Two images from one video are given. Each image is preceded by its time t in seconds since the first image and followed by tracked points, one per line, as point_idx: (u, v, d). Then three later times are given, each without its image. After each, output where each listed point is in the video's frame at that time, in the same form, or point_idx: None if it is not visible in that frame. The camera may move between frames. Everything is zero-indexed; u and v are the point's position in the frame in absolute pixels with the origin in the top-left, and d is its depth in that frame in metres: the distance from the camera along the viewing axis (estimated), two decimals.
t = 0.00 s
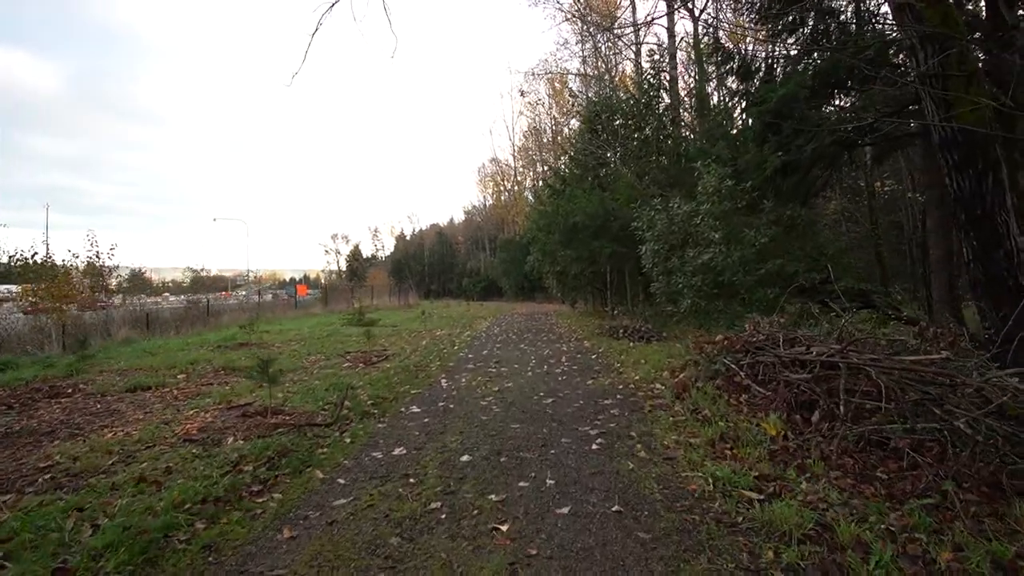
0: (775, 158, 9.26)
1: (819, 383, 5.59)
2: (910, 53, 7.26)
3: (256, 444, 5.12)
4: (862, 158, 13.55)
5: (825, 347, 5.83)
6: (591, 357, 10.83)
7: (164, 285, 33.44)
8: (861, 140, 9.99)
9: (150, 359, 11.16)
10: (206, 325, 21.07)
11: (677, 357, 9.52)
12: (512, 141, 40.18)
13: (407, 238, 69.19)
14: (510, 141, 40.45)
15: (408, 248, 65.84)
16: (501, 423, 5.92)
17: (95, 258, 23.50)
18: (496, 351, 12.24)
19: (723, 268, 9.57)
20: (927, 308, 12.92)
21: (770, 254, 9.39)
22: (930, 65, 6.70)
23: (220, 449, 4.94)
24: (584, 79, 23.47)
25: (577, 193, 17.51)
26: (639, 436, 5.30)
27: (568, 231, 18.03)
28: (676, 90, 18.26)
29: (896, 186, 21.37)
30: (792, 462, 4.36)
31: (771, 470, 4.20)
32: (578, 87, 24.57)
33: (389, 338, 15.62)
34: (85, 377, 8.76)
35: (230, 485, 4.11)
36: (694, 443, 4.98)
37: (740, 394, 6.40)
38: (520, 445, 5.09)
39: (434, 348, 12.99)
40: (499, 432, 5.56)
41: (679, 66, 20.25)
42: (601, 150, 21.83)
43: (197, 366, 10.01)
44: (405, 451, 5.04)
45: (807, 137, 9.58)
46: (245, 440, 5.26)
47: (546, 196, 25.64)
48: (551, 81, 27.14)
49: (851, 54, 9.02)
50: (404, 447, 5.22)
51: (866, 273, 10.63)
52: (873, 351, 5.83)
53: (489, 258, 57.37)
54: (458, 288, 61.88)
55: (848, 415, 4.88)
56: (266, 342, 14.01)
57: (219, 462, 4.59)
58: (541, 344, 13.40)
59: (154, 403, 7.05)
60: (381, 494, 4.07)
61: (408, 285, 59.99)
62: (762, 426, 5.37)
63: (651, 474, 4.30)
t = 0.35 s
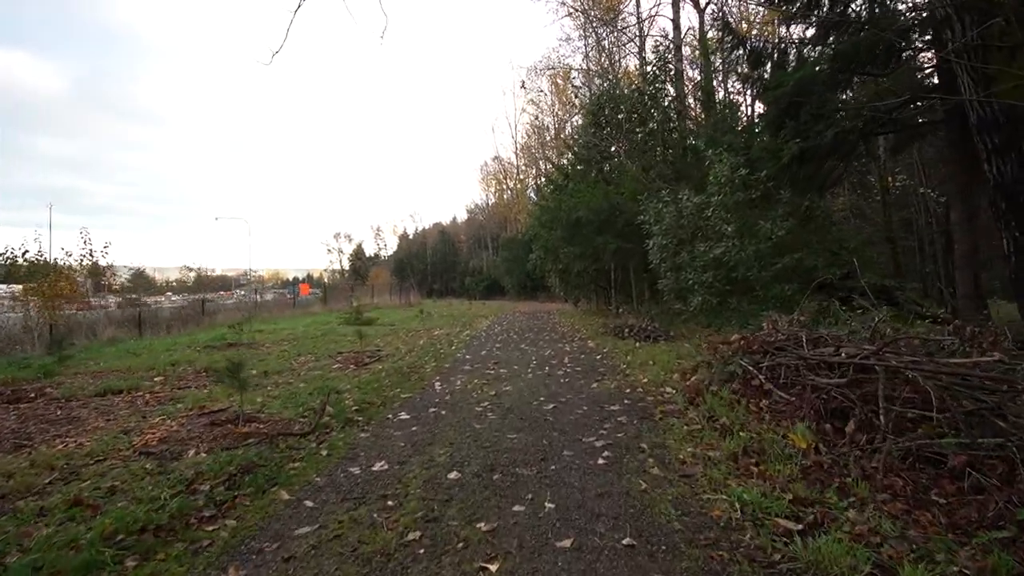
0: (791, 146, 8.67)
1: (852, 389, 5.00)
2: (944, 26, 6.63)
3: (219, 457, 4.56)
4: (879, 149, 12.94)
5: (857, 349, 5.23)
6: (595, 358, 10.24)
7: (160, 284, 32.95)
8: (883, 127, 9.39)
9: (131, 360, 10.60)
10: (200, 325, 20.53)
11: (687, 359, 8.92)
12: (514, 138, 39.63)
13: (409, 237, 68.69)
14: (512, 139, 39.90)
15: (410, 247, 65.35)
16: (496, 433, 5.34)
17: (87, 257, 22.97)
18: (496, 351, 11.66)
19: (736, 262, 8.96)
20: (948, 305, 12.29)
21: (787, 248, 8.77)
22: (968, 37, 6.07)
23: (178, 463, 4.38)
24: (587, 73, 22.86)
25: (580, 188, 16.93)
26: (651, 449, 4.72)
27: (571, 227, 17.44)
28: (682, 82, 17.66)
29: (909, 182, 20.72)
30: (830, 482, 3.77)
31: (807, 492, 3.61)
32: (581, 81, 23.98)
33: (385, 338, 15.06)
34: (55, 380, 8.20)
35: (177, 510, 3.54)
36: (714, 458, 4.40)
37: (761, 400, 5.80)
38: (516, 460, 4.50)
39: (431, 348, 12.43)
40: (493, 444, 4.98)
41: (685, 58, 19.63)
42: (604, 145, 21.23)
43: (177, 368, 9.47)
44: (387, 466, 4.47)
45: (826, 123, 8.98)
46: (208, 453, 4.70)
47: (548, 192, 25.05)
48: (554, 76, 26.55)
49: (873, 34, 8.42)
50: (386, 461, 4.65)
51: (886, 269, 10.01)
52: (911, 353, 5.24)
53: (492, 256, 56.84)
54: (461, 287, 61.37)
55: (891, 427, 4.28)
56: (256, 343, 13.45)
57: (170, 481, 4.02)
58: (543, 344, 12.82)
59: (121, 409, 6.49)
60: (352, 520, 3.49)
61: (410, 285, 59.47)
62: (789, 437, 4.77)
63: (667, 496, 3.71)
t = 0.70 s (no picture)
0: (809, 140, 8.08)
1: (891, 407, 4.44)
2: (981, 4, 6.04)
3: (169, 486, 3.99)
4: (896, 144, 12.34)
5: (894, 361, 4.66)
6: (599, 364, 9.66)
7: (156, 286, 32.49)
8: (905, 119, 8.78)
9: (109, 366, 10.07)
10: (192, 327, 20.02)
11: (697, 367, 8.35)
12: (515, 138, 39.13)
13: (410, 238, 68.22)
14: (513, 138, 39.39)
15: (411, 248, 64.88)
16: (489, 455, 4.77)
17: (78, 258, 22.47)
18: (494, 357, 11.10)
19: (749, 264, 8.38)
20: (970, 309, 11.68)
21: (804, 248, 8.20)
22: (1011, 16, 5.48)
23: (121, 494, 3.82)
24: (589, 71, 22.30)
25: (582, 187, 16.36)
26: (664, 476, 4.15)
27: (573, 227, 16.89)
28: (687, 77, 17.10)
29: (919, 181, 20.13)
30: (878, 523, 3.19)
31: (853, 537, 3.03)
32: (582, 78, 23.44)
33: (379, 341, 14.50)
34: (19, 390, 7.65)
35: (102, 559, 2.98)
36: (737, 489, 3.82)
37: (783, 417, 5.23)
38: (510, 490, 3.94)
39: (427, 354, 11.88)
40: (485, 469, 4.41)
41: (690, 53, 19.07)
42: (607, 144, 20.65)
43: (155, 375, 8.91)
44: (361, 497, 3.91)
45: (845, 115, 8.37)
46: (159, 480, 4.14)
47: (549, 191, 24.51)
48: (555, 74, 26.02)
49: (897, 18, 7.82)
50: (362, 490, 4.08)
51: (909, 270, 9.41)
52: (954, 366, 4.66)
53: (493, 257, 56.34)
54: (462, 288, 60.86)
55: (942, 455, 3.71)
56: (244, 347, 12.91)
57: (105, 518, 3.46)
58: (544, 349, 12.25)
59: (79, 424, 5.93)
60: (310, 572, 2.93)
61: (410, 286, 58.98)
62: (820, 463, 4.19)
63: (686, 540, 3.14)
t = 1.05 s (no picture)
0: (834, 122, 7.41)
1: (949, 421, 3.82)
2: None
3: (104, 515, 3.40)
4: (918, 133, 11.67)
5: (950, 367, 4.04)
6: (605, 366, 9.04)
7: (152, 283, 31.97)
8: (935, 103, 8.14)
9: (85, 367, 9.49)
10: (185, 326, 19.48)
11: (712, 371, 7.73)
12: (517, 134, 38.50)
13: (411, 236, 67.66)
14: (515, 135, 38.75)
15: (412, 246, 64.32)
16: (483, 473, 4.17)
17: (69, 254, 21.94)
18: (494, 358, 10.50)
19: (768, 259, 7.77)
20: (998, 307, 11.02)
21: (828, 241, 7.57)
22: None
23: (44, 527, 3.24)
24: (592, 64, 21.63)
25: (586, 181, 15.72)
26: (687, 503, 3.54)
27: (576, 223, 16.27)
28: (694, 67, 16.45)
29: (934, 176, 19.45)
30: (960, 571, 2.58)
31: None
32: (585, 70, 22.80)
33: (374, 341, 13.92)
34: None
35: None
36: (776, 520, 3.21)
37: (817, 429, 4.62)
38: (506, 520, 3.33)
39: (423, 354, 11.29)
40: (477, 493, 3.81)
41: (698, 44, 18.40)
42: (611, 138, 19.98)
43: (130, 378, 8.32)
44: (329, 528, 3.31)
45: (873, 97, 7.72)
46: (95, 507, 3.54)
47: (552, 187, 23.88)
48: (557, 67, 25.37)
49: None
50: (332, 518, 3.49)
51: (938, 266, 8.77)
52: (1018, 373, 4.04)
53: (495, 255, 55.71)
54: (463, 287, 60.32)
55: None
56: (232, 346, 12.34)
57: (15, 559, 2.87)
58: (546, 349, 11.61)
59: (30, 434, 5.34)
60: None
61: (411, 284, 58.39)
62: (868, 487, 3.58)
63: None
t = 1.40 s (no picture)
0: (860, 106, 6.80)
1: None
2: None
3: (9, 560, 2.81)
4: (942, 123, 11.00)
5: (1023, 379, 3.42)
6: (609, 371, 8.44)
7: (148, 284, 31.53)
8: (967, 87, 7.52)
9: (56, 371, 8.93)
10: (177, 327, 18.95)
11: (726, 377, 7.13)
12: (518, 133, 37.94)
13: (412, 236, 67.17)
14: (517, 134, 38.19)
15: (413, 247, 63.81)
16: (471, 502, 3.58)
17: (59, 254, 21.44)
18: (491, 361, 9.90)
19: (787, 255, 7.16)
20: None
21: (853, 236, 6.97)
22: None
23: None
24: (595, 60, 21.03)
25: (589, 177, 15.13)
26: (714, 542, 2.94)
27: (578, 221, 15.68)
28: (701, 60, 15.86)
29: (949, 173, 18.81)
30: None
31: None
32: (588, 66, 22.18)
33: (368, 342, 13.34)
34: None
35: None
36: (827, 569, 2.61)
37: (856, 447, 4.01)
38: (495, 566, 2.74)
39: (417, 357, 10.69)
40: (463, 527, 3.21)
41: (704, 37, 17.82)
42: (615, 135, 19.39)
43: (99, 383, 7.74)
44: None
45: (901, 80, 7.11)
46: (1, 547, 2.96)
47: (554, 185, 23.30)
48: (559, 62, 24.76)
49: None
50: (286, 560, 2.90)
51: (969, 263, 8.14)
52: None
53: (497, 256, 55.17)
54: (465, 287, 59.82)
55: None
56: (218, 349, 11.77)
57: None
58: (547, 352, 11.01)
59: None
60: None
61: (412, 284, 57.87)
62: (932, 523, 2.99)
63: None
